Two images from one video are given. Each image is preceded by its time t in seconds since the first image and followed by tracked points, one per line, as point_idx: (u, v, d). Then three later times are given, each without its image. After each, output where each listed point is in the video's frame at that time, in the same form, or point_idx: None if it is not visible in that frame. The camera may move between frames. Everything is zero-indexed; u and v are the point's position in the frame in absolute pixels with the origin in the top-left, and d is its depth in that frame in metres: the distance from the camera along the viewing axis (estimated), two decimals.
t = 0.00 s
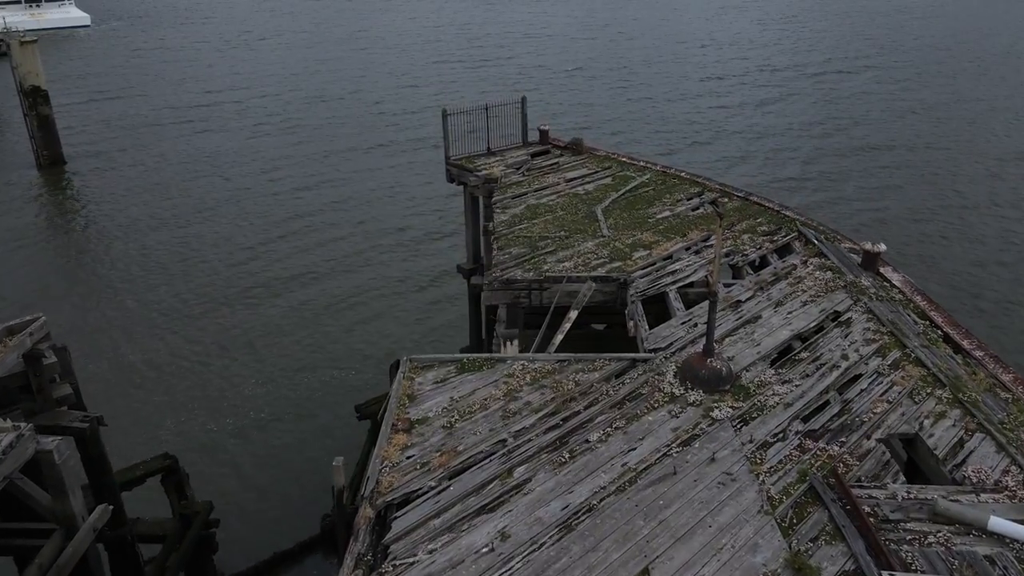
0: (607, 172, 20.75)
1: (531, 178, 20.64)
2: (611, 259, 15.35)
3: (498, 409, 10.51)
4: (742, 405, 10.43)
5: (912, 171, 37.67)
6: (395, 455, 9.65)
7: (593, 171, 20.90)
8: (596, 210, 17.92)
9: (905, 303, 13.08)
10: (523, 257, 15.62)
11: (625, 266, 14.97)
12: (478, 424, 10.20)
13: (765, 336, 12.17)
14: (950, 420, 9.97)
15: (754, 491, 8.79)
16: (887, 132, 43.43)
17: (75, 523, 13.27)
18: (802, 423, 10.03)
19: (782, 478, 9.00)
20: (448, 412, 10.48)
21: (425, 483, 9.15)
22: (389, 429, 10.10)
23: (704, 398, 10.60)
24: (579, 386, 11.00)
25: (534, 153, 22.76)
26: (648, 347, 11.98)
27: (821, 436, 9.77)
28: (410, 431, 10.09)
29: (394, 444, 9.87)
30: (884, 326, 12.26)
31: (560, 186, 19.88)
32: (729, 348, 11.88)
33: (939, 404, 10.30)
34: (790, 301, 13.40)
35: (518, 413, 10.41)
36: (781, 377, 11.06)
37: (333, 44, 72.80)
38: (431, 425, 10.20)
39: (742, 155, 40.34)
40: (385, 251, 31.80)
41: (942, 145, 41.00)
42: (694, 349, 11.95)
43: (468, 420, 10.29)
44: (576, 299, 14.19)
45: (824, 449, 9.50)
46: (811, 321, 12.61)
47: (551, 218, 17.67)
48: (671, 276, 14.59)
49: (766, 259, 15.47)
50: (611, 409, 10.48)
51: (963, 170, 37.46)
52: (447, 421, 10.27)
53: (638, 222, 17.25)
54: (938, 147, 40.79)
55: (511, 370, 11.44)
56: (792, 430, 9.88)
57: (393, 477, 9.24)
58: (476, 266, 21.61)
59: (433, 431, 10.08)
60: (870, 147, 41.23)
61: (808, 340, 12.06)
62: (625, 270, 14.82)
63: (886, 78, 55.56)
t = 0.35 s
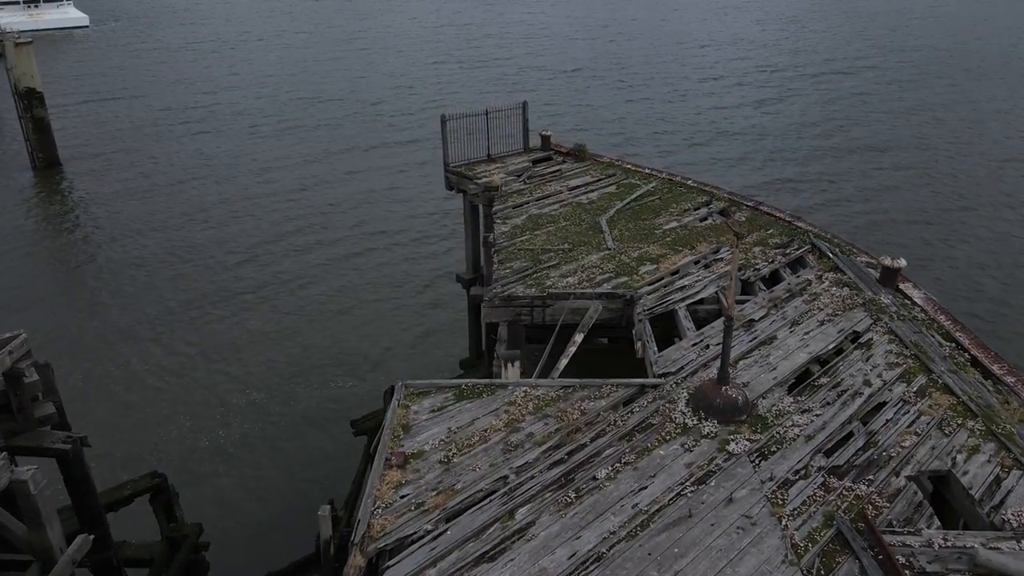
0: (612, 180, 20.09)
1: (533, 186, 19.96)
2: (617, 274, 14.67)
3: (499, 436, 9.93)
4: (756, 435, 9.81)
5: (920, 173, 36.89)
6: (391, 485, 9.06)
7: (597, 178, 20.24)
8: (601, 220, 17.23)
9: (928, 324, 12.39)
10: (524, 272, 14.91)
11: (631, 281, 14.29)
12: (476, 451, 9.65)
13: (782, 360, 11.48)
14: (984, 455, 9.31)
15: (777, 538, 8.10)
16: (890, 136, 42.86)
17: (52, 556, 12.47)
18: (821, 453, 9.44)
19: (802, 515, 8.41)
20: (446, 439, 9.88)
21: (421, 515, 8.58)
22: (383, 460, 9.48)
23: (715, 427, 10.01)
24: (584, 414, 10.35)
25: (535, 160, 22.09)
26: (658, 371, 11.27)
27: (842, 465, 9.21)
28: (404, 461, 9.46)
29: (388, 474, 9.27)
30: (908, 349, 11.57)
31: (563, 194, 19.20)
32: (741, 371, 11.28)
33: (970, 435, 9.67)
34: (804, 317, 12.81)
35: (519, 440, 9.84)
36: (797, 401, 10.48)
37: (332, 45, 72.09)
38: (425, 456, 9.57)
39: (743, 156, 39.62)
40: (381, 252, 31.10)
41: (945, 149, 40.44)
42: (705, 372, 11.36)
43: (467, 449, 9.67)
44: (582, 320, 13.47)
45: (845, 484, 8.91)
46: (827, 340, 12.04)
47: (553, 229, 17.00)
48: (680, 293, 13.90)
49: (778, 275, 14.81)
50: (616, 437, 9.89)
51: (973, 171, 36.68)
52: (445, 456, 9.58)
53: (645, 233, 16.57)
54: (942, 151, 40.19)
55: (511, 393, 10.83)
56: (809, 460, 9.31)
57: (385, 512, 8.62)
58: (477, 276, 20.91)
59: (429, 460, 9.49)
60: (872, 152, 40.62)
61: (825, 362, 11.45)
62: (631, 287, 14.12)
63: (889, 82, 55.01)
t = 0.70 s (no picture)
0: (617, 189, 19.42)
1: (536, 194, 19.27)
2: (622, 290, 13.96)
3: (494, 478, 9.19)
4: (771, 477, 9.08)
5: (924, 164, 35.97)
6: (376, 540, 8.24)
7: (602, 186, 19.59)
8: (604, 233, 16.56)
9: (952, 343, 11.74)
10: (526, 288, 14.19)
11: (637, 298, 13.60)
12: (471, 497, 8.87)
13: (799, 387, 10.79)
14: None
15: None
16: (900, 132, 41.65)
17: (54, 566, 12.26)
18: (844, 497, 8.71)
19: None
20: (437, 484, 9.11)
21: None
22: (373, 508, 8.72)
23: (726, 468, 9.28)
24: (588, 452, 9.63)
25: (538, 166, 21.43)
26: (669, 400, 10.58)
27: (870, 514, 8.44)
28: (394, 510, 8.70)
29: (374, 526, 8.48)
30: (934, 374, 10.91)
31: (567, 203, 18.53)
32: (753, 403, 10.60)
33: (1005, 472, 8.98)
34: (818, 340, 12.09)
35: (515, 483, 9.10)
36: (813, 436, 9.78)
37: (326, 45, 71.55)
38: (418, 502, 8.82)
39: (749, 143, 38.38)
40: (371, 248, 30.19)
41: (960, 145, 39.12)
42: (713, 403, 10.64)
43: (460, 495, 8.91)
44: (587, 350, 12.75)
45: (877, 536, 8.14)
46: (843, 365, 11.32)
47: (556, 242, 16.33)
48: (689, 311, 13.24)
49: (791, 289, 14.16)
50: (623, 482, 9.13)
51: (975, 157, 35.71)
52: (441, 495, 8.89)
53: (650, 245, 15.91)
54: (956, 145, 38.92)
55: (505, 429, 10.10)
56: (833, 509, 8.55)
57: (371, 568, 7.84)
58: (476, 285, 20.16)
59: (419, 509, 8.72)
60: (883, 146, 39.42)
61: (843, 391, 10.74)
62: (637, 304, 13.40)
63: (898, 83, 53.98)
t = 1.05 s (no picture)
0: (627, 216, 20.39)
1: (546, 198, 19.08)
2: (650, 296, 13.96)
3: (614, 498, 11.49)
4: (834, 497, 11.57)
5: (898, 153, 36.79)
6: (510, 550, 10.37)
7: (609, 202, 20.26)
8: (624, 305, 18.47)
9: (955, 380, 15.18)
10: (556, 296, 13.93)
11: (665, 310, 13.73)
12: (596, 515, 11.11)
13: (828, 416, 13.88)
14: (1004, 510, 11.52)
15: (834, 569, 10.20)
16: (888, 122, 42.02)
17: None
18: (891, 514, 11.21)
19: None
20: (565, 504, 11.34)
21: None
22: (506, 525, 10.87)
23: (798, 491, 11.69)
24: (687, 477, 12.00)
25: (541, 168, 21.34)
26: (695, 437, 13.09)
27: (908, 529, 10.90)
28: (523, 527, 10.84)
29: (502, 540, 10.55)
30: (938, 408, 14.11)
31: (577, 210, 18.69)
32: (818, 436, 13.18)
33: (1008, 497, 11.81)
34: (869, 388, 14.84)
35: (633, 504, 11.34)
36: (869, 465, 12.38)
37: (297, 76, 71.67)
38: (545, 518, 11.03)
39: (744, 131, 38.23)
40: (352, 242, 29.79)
41: (947, 138, 39.76)
42: (786, 433, 13.23)
43: (584, 512, 11.18)
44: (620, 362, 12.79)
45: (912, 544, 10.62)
46: (895, 411, 14.01)
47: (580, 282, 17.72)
48: (707, 349, 16.16)
49: (808, 321, 17.77)
50: (715, 499, 11.51)
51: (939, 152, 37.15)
52: (541, 507, 11.27)
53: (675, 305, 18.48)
54: (942, 139, 39.53)
55: (627, 454, 12.56)
56: (881, 523, 11.03)
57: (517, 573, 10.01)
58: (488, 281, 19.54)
59: (551, 524, 10.93)
60: (874, 134, 39.71)
61: (892, 430, 13.41)
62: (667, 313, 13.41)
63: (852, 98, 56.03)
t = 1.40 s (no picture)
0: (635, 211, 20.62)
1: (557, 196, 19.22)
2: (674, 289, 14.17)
3: (652, 486, 11.74)
4: (864, 480, 11.95)
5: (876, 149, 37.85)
6: (555, 539, 10.54)
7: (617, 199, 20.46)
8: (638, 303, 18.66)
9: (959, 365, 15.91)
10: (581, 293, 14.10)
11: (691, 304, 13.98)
12: (636, 503, 11.35)
13: (843, 401, 14.40)
14: None
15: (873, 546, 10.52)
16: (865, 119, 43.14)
17: None
18: (918, 495, 11.64)
19: (910, 551, 10.43)
20: (604, 493, 11.55)
21: (595, 563, 10.12)
22: (549, 515, 11.05)
23: (828, 475, 12.07)
24: (720, 465, 12.29)
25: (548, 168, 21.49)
26: (721, 426, 13.39)
27: (935, 508, 11.33)
28: (565, 516, 11.04)
29: (545, 530, 10.75)
30: (948, 391, 14.76)
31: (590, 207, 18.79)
32: (840, 424, 13.60)
33: None
34: (881, 377, 15.36)
35: (671, 491, 11.60)
36: (893, 450, 12.83)
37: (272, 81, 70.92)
38: (587, 508, 11.24)
39: (728, 130, 38.91)
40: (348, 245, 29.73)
41: (922, 135, 40.97)
42: (811, 422, 13.65)
43: (624, 500, 11.42)
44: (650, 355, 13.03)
45: (940, 521, 11.06)
46: (910, 399, 14.55)
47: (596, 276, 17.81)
48: (722, 345, 16.46)
49: (815, 314, 18.31)
50: (749, 486, 11.81)
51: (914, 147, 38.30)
52: (582, 497, 11.49)
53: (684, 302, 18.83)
54: (917, 136, 40.76)
55: (660, 444, 12.85)
56: (911, 502, 11.44)
57: (565, 559, 10.18)
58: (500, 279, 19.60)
59: (593, 513, 11.13)
60: (853, 131, 40.76)
61: (904, 412, 14.00)
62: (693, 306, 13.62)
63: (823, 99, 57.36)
